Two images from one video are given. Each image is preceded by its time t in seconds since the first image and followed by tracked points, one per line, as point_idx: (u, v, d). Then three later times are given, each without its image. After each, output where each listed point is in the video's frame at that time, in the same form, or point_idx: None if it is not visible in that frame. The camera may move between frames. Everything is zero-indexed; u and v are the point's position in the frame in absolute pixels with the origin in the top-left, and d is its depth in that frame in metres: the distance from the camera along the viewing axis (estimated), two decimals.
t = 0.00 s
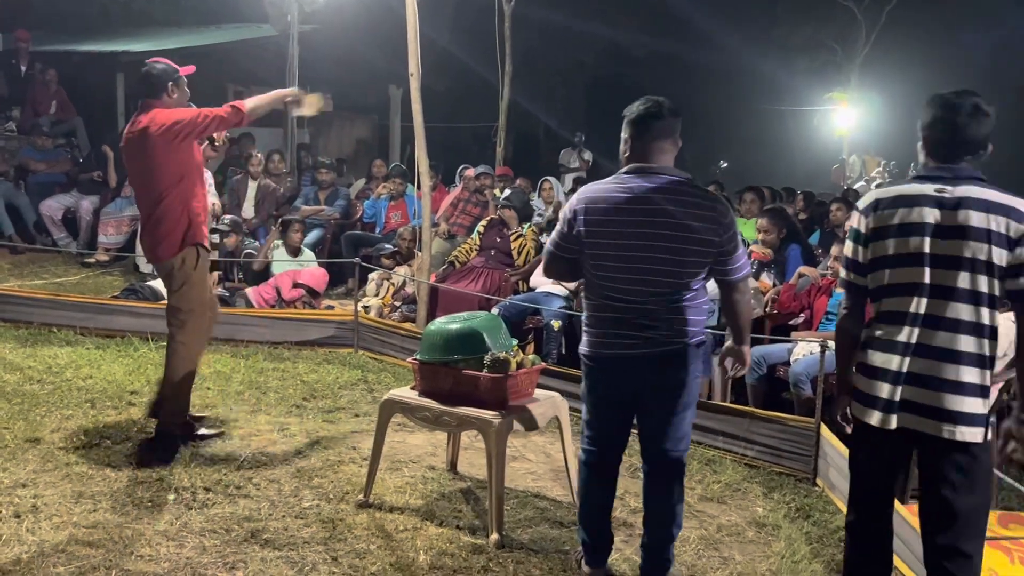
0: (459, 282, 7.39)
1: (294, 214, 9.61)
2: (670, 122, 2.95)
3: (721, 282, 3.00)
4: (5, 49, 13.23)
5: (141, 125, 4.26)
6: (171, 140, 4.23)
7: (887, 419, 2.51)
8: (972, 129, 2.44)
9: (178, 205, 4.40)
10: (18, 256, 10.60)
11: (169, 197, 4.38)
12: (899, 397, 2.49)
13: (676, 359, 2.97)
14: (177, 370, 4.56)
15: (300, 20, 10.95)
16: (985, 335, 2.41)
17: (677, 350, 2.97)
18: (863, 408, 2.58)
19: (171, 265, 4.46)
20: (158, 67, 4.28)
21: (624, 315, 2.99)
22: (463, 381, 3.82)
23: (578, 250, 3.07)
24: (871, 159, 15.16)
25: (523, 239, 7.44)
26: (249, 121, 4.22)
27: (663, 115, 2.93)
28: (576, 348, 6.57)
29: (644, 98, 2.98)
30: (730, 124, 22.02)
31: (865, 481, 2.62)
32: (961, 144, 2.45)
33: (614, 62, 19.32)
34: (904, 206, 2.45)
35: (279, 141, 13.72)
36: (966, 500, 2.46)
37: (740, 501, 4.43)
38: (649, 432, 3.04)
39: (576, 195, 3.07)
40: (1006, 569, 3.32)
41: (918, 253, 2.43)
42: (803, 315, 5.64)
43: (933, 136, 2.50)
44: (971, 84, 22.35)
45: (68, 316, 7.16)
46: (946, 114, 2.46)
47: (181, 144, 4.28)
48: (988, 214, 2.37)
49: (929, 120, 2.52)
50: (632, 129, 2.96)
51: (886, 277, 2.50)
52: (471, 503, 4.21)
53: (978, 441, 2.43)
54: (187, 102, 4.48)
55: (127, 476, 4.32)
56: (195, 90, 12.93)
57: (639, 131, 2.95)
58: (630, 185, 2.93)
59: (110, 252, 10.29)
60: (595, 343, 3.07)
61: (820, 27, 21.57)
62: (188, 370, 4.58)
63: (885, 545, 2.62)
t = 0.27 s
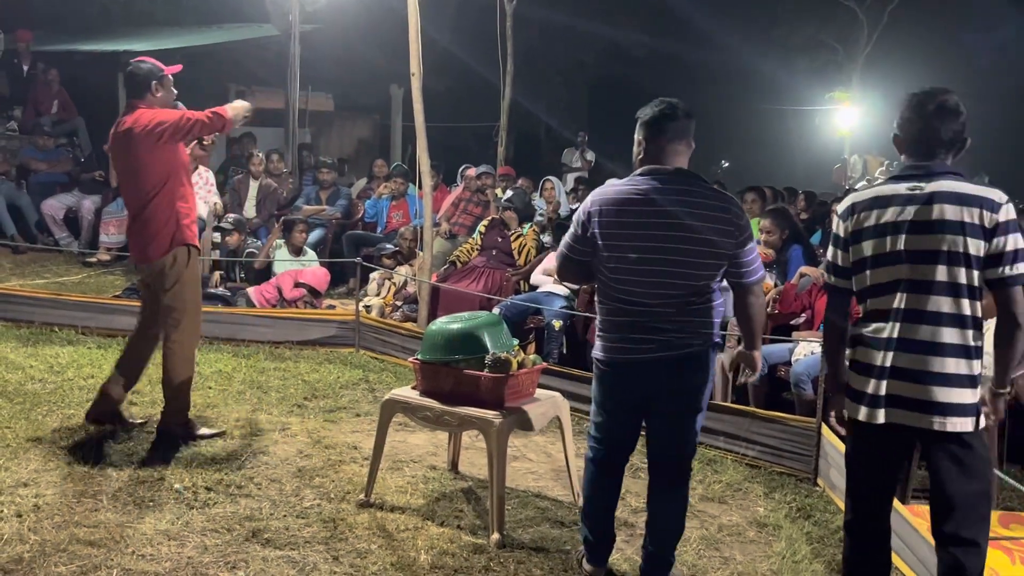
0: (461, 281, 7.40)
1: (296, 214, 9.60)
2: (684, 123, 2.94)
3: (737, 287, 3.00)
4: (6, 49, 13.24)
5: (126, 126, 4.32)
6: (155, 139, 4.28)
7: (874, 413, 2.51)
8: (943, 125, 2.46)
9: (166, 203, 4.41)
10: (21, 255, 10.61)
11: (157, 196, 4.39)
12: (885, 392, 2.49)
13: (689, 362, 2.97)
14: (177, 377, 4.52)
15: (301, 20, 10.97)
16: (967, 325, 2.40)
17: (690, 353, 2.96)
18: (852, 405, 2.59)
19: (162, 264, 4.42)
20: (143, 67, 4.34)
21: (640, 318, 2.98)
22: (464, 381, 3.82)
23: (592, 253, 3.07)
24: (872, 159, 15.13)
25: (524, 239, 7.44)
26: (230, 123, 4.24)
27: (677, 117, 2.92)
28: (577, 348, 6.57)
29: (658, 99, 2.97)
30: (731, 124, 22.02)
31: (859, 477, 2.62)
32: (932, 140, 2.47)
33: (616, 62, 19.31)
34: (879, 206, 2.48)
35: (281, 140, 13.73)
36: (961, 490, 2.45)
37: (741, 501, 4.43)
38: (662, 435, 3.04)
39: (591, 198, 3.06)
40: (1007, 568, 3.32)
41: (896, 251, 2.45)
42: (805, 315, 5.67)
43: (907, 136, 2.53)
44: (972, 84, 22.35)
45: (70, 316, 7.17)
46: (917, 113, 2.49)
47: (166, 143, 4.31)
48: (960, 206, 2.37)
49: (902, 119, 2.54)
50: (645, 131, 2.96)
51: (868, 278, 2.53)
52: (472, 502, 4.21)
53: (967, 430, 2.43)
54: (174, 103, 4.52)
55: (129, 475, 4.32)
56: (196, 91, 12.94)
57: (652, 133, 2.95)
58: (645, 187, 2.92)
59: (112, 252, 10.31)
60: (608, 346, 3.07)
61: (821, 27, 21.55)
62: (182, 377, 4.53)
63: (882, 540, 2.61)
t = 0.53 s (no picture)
0: (462, 282, 7.40)
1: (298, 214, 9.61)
2: (700, 126, 2.94)
3: (751, 291, 3.01)
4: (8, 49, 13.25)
5: (104, 122, 4.38)
6: (131, 135, 4.32)
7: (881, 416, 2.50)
8: (952, 128, 2.46)
9: (137, 200, 4.42)
10: (23, 255, 10.62)
11: (131, 193, 4.42)
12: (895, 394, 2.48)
13: (702, 366, 2.97)
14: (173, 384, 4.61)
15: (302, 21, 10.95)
16: (976, 328, 2.42)
17: (703, 357, 2.96)
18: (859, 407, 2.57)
19: (130, 262, 4.41)
20: (126, 66, 4.44)
21: (651, 321, 2.97)
22: (467, 381, 3.82)
23: (604, 254, 3.06)
24: (875, 159, 15.11)
25: (526, 239, 7.44)
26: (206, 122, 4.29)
27: (693, 120, 2.92)
28: (579, 348, 6.58)
29: (674, 102, 2.97)
30: (733, 124, 22.03)
31: (861, 479, 2.60)
32: (942, 142, 2.47)
33: (617, 62, 19.32)
34: (890, 209, 2.46)
35: (283, 141, 13.72)
36: (962, 493, 2.45)
37: (743, 502, 4.43)
38: (672, 437, 3.04)
39: (605, 199, 3.04)
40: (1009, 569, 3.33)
41: (908, 255, 2.44)
42: (807, 315, 5.66)
43: (914, 139, 2.53)
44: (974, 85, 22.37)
45: (72, 316, 7.18)
46: (927, 115, 2.49)
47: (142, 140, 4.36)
48: (973, 209, 2.38)
49: (910, 121, 2.54)
50: (661, 132, 2.96)
51: (878, 281, 2.50)
52: (474, 503, 4.21)
53: (973, 434, 2.44)
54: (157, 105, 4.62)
55: (131, 475, 4.33)
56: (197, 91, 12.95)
57: (668, 134, 2.94)
58: (659, 189, 2.91)
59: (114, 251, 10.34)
60: (617, 347, 3.06)
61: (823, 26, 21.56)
62: (173, 379, 4.59)
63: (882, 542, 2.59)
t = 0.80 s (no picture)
0: (464, 282, 7.41)
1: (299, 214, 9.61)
2: (706, 128, 2.94)
3: (751, 294, 3.02)
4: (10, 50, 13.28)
5: (91, 118, 4.42)
6: (118, 132, 4.37)
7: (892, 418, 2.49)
8: (961, 128, 2.46)
9: (122, 198, 4.46)
10: (25, 256, 10.64)
11: (116, 190, 4.46)
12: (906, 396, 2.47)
13: (702, 366, 2.98)
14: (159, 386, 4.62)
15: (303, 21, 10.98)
16: (986, 329, 2.42)
17: (704, 357, 2.97)
18: (870, 407, 2.56)
19: (114, 258, 4.43)
20: (118, 65, 4.48)
21: (652, 323, 2.97)
22: (468, 382, 3.83)
23: (605, 254, 3.06)
24: (876, 159, 15.09)
25: (527, 240, 7.43)
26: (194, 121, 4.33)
27: (699, 122, 2.92)
28: (580, 349, 6.58)
29: (680, 103, 2.97)
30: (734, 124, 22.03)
31: (869, 479, 2.59)
32: (950, 143, 2.48)
33: (619, 62, 19.39)
34: (898, 209, 2.46)
35: (284, 141, 13.73)
36: (969, 495, 2.46)
37: (744, 502, 4.43)
38: (671, 437, 3.04)
39: (607, 199, 3.04)
40: (1010, 568, 3.33)
41: (917, 255, 2.43)
42: (808, 316, 5.67)
43: (923, 139, 2.53)
44: (975, 85, 22.36)
45: (75, 316, 7.19)
46: (935, 115, 2.49)
47: (128, 138, 4.41)
48: (982, 210, 2.38)
49: (919, 122, 2.55)
50: (667, 133, 2.95)
51: (886, 281, 2.50)
52: (475, 503, 4.22)
53: (983, 434, 2.45)
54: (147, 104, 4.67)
55: (134, 475, 4.34)
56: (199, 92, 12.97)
57: (674, 135, 2.94)
58: (663, 191, 2.92)
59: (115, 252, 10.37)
60: (617, 348, 3.06)
61: (823, 27, 21.57)
62: (157, 380, 4.60)
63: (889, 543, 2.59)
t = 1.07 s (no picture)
0: (465, 283, 7.41)
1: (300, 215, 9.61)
2: (706, 128, 2.93)
3: (745, 297, 3.02)
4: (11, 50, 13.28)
5: (84, 119, 4.42)
6: (111, 131, 4.36)
7: (896, 419, 2.48)
8: (964, 128, 2.45)
9: (117, 197, 4.46)
10: (27, 257, 10.64)
11: (110, 189, 4.45)
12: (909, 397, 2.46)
13: (698, 367, 2.97)
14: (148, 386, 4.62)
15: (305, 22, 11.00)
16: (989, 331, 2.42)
17: (700, 357, 2.97)
18: (874, 408, 2.55)
19: (111, 257, 4.45)
20: (109, 67, 4.48)
21: (647, 323, 2.97)
22: (468, 382, 3.82)
23: (602, 253, 3.06)
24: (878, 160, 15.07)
25: (528, 240, 7.41)
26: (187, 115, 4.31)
27: (699, 122, 2.92)
28: (581, 350, 6.58)
29: (682, 103, 2.96)
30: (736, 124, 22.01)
31: (870, 479, 2.59)
32: (953, 142, 2.47)
33: (620, 63, 19.34)
34: (901, 210, 2.44)
35: (286, 142, 13.71)
36: (971, 496, 2.45)
37: (745, 503, 4.42)
38: (666, 437, 3.04)
39: (605, 197, 3.04)
40: (1010, 568, 3.33)
41: (921, 257, 2.42)
42: (809, 316, 5.66)
43: (926, 139, 2.52)
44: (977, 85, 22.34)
45: (76, 317, 7.20)
46: (939, 114, 2.48)
47: (121, 137, 4.40)
48: (985, 211, 2.38)
49: (922, 121, 2.54)
50: (667, 133, 2.95)
51: (890, 282, 2.49)
52: (476, 503, 4.21)
53: (986, 435, 2.45)
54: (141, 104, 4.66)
55: (135, 475, 4.34)
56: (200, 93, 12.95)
57: (674, 135, 2.94)
58: (660, 191, 2.91)
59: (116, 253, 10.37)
60: (613, 348, 3.06)
61: (824, 27, 21.28)
62: (148, 381, 4.60)
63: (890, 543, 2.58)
